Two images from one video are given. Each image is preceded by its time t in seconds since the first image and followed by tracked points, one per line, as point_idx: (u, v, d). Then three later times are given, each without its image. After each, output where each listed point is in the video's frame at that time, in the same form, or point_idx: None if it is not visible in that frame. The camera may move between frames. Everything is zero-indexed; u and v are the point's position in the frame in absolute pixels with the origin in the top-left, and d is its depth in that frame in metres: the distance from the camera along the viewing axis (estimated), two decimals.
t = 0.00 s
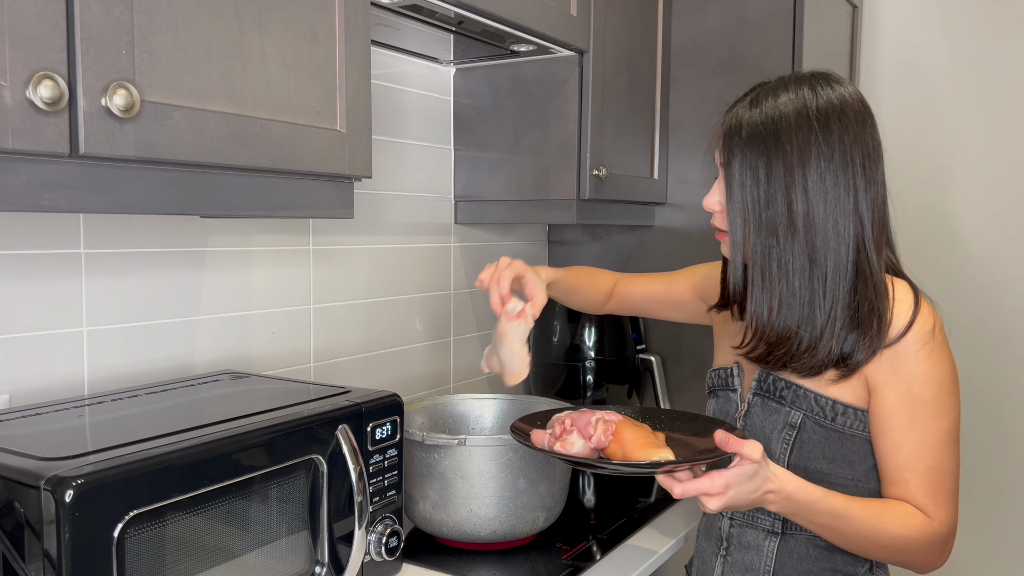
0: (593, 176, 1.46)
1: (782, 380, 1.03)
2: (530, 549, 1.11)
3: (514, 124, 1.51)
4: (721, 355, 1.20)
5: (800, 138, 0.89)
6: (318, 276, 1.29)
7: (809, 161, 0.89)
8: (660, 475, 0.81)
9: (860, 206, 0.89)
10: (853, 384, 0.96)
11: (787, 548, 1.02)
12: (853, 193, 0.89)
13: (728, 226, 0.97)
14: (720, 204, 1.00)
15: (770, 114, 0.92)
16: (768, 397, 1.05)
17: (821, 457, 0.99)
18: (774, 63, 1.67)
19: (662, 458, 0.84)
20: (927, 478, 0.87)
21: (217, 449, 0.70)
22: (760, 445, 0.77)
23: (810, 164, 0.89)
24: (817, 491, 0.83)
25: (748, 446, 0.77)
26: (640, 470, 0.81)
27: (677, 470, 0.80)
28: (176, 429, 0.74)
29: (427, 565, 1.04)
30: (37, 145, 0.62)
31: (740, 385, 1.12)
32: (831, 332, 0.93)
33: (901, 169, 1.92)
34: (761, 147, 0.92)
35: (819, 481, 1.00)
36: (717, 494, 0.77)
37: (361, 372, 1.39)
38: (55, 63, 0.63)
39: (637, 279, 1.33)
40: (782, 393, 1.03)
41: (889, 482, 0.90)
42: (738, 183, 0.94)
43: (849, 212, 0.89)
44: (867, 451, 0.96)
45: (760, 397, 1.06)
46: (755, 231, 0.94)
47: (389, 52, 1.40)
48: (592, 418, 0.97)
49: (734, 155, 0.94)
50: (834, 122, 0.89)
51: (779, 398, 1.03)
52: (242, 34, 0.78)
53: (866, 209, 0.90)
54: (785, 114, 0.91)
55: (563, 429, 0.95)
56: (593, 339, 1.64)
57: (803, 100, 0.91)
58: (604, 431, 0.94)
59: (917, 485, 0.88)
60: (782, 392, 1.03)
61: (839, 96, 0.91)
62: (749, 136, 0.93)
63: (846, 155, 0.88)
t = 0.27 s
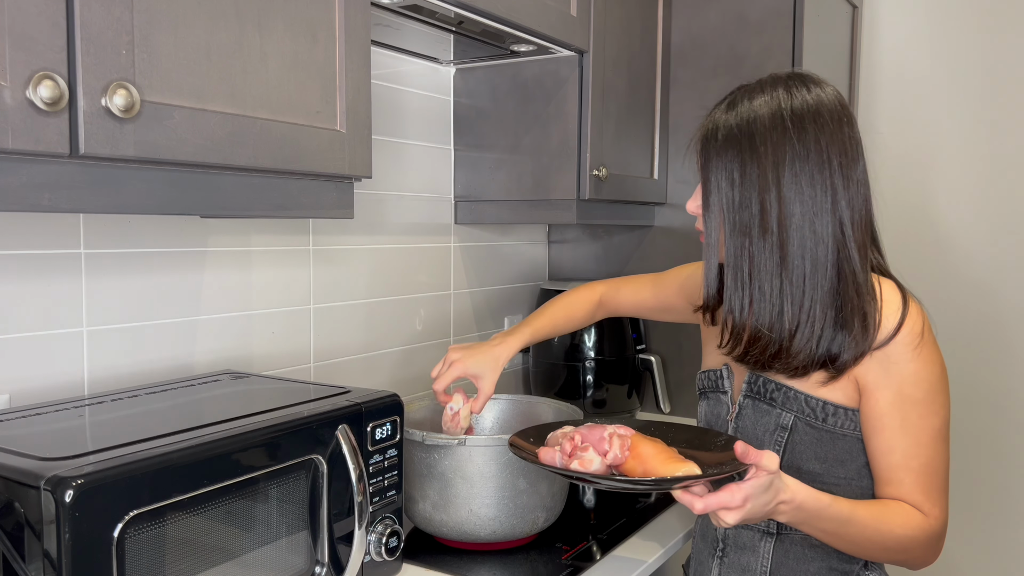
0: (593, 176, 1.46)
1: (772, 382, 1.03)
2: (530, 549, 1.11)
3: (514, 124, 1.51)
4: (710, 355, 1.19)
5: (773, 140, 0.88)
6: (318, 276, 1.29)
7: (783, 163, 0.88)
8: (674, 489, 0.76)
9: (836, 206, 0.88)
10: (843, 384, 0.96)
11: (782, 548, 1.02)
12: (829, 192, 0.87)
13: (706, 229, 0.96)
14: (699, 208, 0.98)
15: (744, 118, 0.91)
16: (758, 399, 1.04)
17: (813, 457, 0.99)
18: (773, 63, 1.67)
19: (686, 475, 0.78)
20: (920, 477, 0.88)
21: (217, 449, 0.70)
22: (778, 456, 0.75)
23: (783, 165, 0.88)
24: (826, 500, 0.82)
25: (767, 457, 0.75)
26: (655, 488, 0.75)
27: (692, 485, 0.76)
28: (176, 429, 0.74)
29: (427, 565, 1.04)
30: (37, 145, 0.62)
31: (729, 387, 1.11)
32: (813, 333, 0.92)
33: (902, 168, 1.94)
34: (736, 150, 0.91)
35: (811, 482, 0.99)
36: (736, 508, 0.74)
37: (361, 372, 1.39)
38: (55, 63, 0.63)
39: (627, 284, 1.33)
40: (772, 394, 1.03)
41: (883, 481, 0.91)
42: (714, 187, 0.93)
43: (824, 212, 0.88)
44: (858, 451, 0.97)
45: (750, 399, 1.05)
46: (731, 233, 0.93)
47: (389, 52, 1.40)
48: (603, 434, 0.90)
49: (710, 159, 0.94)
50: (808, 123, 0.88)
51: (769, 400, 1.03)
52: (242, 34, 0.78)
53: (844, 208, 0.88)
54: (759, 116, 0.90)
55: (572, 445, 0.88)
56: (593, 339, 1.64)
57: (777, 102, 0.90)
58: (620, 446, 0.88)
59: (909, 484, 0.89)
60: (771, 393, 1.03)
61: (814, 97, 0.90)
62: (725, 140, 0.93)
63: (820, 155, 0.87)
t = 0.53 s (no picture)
0: (593, 176, 1.46)
1: (764, 384, 1.02)
2: (530, 549, 1.11)
3: (514, 124, 1.52)
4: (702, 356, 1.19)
5: (746, 143, 0.89)
6: (318, 276, 1.29)
7: (756, 164, 0.88)
8: (672, 501, 0.76)
9: (811, 206, 0.87)
10: (834, 386, 0.96)
11: (777, 548, 1.02)
12: (804, 192, 0.87)
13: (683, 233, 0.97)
14: (680, 213, 0.97)
15: (719, 122, 0.92)
16: (751, 401, 1.04)
17: (806, 459, 0.99)
18: (774, 63, 1.67)
19: (684, 486, 0.77)
20: (914, 477, 0.89)
21: (217, 449, 0.70)
22: (775, 465, 0.74)
23: (756, 167, 0.88)
24: (824, 505, 0.82)
25: (764, 467, 0.74)
26: (653, 501, 0.75)
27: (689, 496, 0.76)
28: (176, 429, 0.74)
29: (427, 565, 1.04)
30: (37, 145, 0.62)
31: (722, 389, 1.10)
32: (792, 334, 0.91)
33: (902, 168, 1.94)
34: (710, 154, 0.91)
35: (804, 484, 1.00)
36: (734, 518, 0.74)
37: (361, 372, 1.39)
38: (55, 63, 0.63)
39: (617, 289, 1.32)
40: (765, 397, 1.03)
41: (878, 482, 0.91)
42: (691, 191, 0.94)
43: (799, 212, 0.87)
44: (850, 452, 0.97)
45: (743, 401, 1.05)
46: (708, 236, 0.93)
47: (389, 52, 1.40)
48: (600, 444, 0.88)
49: (687, 164, 0.94)
50: (782, 125, 0.88)
51: (762, 403, 1.03)
52: (242, 34, 0.78)
53: (823, 207, 0.87)
54: (734, 120, 0.91)
55: (570, 456, 0.85)
56: (593, 339, 1.64)
57: (752, 105, 0.91)
58: (617, 458, 0.86)
59: (903, 484, 0.89)
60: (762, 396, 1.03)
61: (789, 98, 0.90)
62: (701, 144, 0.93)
63: (794, 155, 0.87)
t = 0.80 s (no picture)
0: (593, 176, 1.46)
1: (761, 386, 1.02)
2: (530, 549, 1.11)
3: (514, 123, 1.52)
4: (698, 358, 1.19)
5: (738, 143, 0.89)
6: (318, 276, 1.29)
7: (748, 164, 0.88)
8: (668, 502, 0.76)
9: (805, 206, 0.87)
10: (830, 387, 0.96)
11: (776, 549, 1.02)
12: (797, 191, 0.87)
13: (676, 235, 0.97)
14: (674, 214, 0.97)
15: (712, 123, 0.92)
16: (749, 403, 1.04)
17: (804, 461, 0.99)
18: (774, 63, 1.67)
19: (679, 487, 0.77)
20: (914, 478, 0.89)
21: (217, 449, 0.70)
22: (770, 465, 0.74)
23: (748, 167, 0.88)
24: (821, 507, 0.82)
25: (758, 467, 0.73)
26: (650, 501, 0.75)
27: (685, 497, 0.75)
28: (176, 429, 0.74)
29: (427, 565, 1.04)
30: (37, 145, 0.62)
31: (718, 391, 1.10)
32: (786, 333, 0.91)
33: (902, 168, 1.95)
34: (703, 154, 0.92)
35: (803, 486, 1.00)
36: (730, 519, 0.74)
37: (361, 372, 1.39)
38: (55, 63, 0.63)
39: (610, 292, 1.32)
40: (761, 399, 1.02)
41: (876, 484, 0.91)
42: (683, 192, 0.94)
43: (793, 211, 0.87)
44: (848, 453, 0.97)
45: (739, 403, 1.05)
46: (701, 236, 0.93)
47: (389, 52, 1.40)
48: (596, 446, 0.88)
49: (680, 165, 0.95)
50: (774, 125, 0.88)
51: (759, 404, 1.03)
52: (242, 34, 0.78)
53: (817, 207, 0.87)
54: (726, 120, 0.91)
55: (565, 458, 0.85)
56: (593, 339, 1.64)
57: (744, 105, 0.91)
58: (612, 458, 0.85)
59: (903, 484, 0.89)
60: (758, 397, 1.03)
61: (782, 98, 0.90)
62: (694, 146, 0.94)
63: (787, 155, 0.87)
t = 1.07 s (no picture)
0: (593, 176, 1.46)
1: (759, 387, 1.02)
2: (530, 549, 1.11)
3: (514, 123, 1.51)
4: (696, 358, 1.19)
5: (737, 142, 0.89)
6: (318, 276, 1.29)
7: (747, 163, 0.88)
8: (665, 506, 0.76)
9: (803, 204, 0.87)
10: (828, 388, 0.96)
11: (775, 549, 1.02)
12: (795, 191, 0.87)
13: (675, 233, 0.97)
14: (672, 214, 0.97)
15: (710, 122, 0.92)
16: (746, 404, 1.04)
17: (802, 462, 0.99)
18: (773, 63, 1.67)
19: (675, 492, 0.77)
20: (911, 480, 0.89)
21: (217, 449, 0.70)
22: (765, 468, 0.75)
23: (746, 165, 0.88)
24: (817, 508, 0.82)
25: (753, 470, 0.74)
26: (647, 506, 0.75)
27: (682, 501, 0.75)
28: (175, 429, 0.74)
29: (427, 565, 1.04)
30: (37, 145, 0.62)
31: (717, 392, 1.11)
32: (784, 332, 0.91)
33: (902, 168, 1.94)
34: (701, 153, 0.92)
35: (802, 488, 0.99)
36: (726, 522, 0.74)
37: (361, 372, 1.39)
38: (55, 63, 0.63)
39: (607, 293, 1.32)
40: (759, 400, 1.02)
41: (874, 485, 0.91)
42: (682, 190, 0.94)
43: (792, 210, 0.87)
44: (847, 455, 0.97)
45: (738, 404, 1.05)
46: (700, 234, 0.93)
47: (389, 52, 1.40)
48: (591, 451, 0.88)
49: (679, 164, 0.95)
50: (773, 124, 0.88)
51: (756, 405, 1.03)
52: (242, 34, 0.78)
53: (815, 206, 0.87)
54: (725, 120, 0.91)
55: (560, 464, 0.86)
56: (593, 339, 1.64)
57: (742, 105, 0.91)
58: (607, 464, 0.86)
59: (899, 486, 0.89)
60: (756, 398, 1.03)
61: (780, 98, 0.90)
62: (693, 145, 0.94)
63: (785, 154, 0.87)
